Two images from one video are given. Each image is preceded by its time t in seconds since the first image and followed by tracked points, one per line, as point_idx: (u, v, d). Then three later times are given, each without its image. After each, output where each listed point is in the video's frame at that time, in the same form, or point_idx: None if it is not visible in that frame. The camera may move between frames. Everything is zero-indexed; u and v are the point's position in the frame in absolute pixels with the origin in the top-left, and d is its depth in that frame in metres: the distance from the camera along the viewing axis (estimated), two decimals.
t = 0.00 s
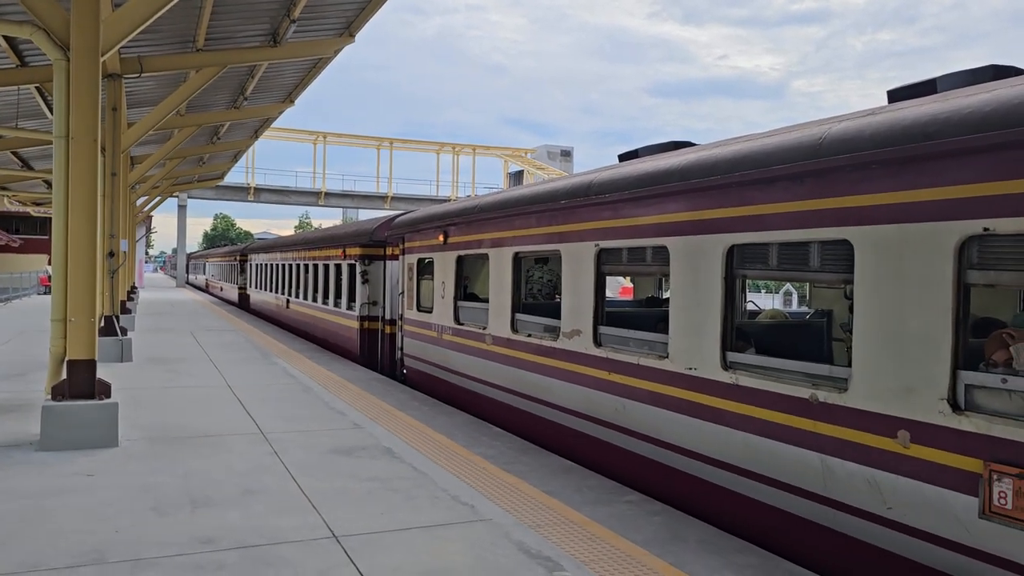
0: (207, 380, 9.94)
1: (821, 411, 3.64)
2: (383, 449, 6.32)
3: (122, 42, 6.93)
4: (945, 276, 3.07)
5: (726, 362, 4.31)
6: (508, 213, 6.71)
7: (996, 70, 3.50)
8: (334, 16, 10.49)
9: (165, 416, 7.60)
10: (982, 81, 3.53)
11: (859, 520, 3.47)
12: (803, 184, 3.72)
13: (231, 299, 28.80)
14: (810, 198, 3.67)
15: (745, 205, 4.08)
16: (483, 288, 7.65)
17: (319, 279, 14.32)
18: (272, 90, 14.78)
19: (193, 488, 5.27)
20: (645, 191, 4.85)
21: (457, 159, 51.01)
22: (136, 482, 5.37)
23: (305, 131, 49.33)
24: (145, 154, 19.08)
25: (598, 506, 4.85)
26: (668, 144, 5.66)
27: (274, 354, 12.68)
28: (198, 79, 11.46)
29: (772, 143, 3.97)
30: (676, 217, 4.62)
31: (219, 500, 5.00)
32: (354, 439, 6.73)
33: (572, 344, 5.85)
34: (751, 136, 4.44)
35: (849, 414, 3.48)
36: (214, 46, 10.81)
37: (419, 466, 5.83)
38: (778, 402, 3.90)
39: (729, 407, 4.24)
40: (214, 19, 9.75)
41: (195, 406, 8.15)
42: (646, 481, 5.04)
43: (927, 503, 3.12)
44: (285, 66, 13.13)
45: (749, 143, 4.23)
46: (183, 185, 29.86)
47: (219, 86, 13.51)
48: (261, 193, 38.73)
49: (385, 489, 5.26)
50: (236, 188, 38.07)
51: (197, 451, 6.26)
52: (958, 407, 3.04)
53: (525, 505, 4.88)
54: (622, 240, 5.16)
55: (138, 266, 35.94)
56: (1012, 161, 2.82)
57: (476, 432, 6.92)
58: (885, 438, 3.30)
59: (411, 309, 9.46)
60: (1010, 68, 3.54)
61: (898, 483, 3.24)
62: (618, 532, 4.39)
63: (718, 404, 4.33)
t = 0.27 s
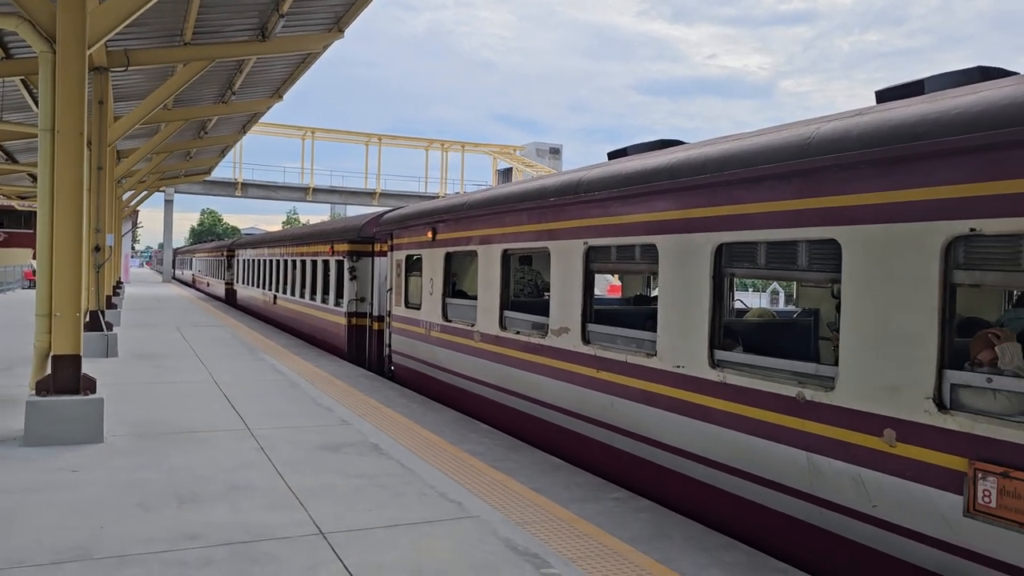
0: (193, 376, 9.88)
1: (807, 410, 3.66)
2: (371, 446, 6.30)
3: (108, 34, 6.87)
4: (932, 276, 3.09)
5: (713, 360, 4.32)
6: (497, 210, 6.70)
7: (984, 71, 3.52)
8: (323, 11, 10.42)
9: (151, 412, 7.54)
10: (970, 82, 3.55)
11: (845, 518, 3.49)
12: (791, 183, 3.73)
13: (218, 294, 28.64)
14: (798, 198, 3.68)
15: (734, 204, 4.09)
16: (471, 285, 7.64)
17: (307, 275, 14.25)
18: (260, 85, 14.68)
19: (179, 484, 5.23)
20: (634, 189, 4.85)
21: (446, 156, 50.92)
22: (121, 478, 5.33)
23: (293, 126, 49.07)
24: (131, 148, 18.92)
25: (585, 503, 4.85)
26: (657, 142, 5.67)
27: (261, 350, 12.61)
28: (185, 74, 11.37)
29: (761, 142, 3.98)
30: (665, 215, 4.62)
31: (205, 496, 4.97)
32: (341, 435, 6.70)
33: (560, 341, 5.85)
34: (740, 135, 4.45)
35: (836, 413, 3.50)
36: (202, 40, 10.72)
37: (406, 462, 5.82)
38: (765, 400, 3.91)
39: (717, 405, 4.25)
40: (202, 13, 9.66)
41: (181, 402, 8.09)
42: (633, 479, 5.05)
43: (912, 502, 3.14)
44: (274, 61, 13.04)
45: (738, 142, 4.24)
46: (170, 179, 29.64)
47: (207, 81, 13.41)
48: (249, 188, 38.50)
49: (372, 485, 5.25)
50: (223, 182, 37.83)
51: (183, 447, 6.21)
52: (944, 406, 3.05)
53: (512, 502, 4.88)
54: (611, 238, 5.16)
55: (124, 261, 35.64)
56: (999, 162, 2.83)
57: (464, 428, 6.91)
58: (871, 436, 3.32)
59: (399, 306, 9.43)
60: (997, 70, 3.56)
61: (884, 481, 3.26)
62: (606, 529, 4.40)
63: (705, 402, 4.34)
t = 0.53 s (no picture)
0: (173, 375, 9.77)
1: (788, 410, 3.67)
2: (352, 446, 6.25)
3: (88, 30, 6.78)
4: (912, 277, 3.11)
5: (695, 360, 4.33)
6: (480, 209, 6.68)
7: (963, 75, 3.55)
8: (306, 8, 10.35)
9: (129, 411, 7.44)
10: (950, 85, 3.58)
11: (825, 518, 3.50)
12: (773, 185, 3.74)
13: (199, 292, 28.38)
14: (781, 199, 3.70)
15: (716, 205, 4.10)
16: (454, 285, 7.61)
17: (289, 273, 14.14)
18: (242, 82, 14.55)
19: (158, 484, 5.16)
20: (617, 189, 4.85)
21: (429, 155, 50.80)
22: (98, 478, 5.25)
23: (275, 124, 48.71)
24: (111, 144, 18.69)
25: (567, 503, 4.84)
26: (641, 143, 5.67)
27: (242, 349, 12.49)
28: (166, 70, 11.24)
29: (743, 143, 3.99)
30: (648, 215, 4.63)
31: (185, 496, 4.91)
32: (323, 435, 6.65)
33: (543, 341, 5.84)
34: (723, 137, 4.46)
35: (817, 413, 3.52)
36: (184, 37, 10.60)
37: (387, 462, 5.78)
38: (746, 400, 3.92)
39: (698, 405, 4.25)
40: (183, 9, 9.56)
41: (160, 401, 7.99)
42: (615, 478, 5.05)
43: (891, 502, 3.16)
44: (257, 58, 12.93)
45: (720, 143, 4.25)
46: (150, 176, 29.32)
47: (188, 77, 13.26)
48: (230, 186, 38.16)
49: (354, 485, 5.21)
50: (204, 180, 37.48)
51: (162, 446, 6.14)
52: (923, 407, 3.08)
53: (494, 502, 4.86)
54: (594, 238, 5.16)
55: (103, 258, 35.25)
56: (978, 165, 2.86)
57: (446, 428, 6.88)
58: (851, 437, 3.34)
59: (382, 305, 9.38)
60: (977, 73, 3.59)
61: (863, 481, 3.28)
62: (588, 529, 4.39)
63: (687, 402, 4.34)
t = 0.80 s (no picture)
0: (149, 374, 9.64)
1: (766, 412, 3.69)
2: (331, 447, 6.20)
3: (63, 25, 6.66)
4: (889, 281, 3.13)
5: (675, 362, 4.34)
6: (461, 209, 6.65)
7: (940, 80, 3.58)
8: (287, 5, 10.26)
9: (104, 411, 7.33)
10: (927, 91, 3.61)
11: (801, 519, 3.52)
12: (753, 188, 3.75)
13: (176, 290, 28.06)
14: (760, 202, 3.71)
15: (696, 207, 4.11)
16: (434, 284, 7.58)
17: (268, 272, 14.02)
18: (222, 78, 14.40)
19: (133, 485, 5.09)
20: (598, 191, 4.85)
21: (410, 153, 50.64)
22: (71, 479, 5.16)
23: (255, 120, 48.28)
24: (87, 140, 18.42)
25: (546, 504, 4.84)
26: (622, 144, 5.68)
27: (220, 348, 12.37)
28: (144, 66, 11.09)
29: (724, 146, 4.00)
30: (629, 217, 4.63)
31: (161, 498, 4.84)
32: (301, 435, 6.59)
33: (523, 342, 5.83)
34: (703, 139, 4.48)
35: (794, 415, 3.53)
36: (162, 32, 10.46)
37: (366, 463, 5.75)
38: (725, 402, 3.93)
39: (678, 407, 4.26)
40: (162, 5, 9.42)
41: (136, 401, 7.89)
42: (594, 480, 5.05)
43: (867, 504, 3.18)
44: (236, 54, 12.79)
45: (701, 146, 4.26)
46: (127, 172, 28.94)
47: (166, 73, 13.09)
48: (209, 183, 37.77)
49: (333, 487, 5.17)
50: (183, 176, 37.07)
51: (137, 447, 6.05)
52: (899, 409, 3.10)
53: (474, 504, 4.84)
54: (575, 239, 5.15)
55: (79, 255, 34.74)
56: (956, 171, 2.88)
57: (425, 429, 6.85)
58: (829, 439, 3.36)
59: (362, 305, 9.32)
60: (953, 79, 3.63)
61: (840, 483, 3.30)
62: (567, 530, 4.39)
63: (666, 404, 4.35)
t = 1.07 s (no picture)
0: (129, 374, 9.54)
1: (748, 416, 3.70)
2: (312, 448, 6.16)
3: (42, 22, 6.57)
4: (870, 286, 3.15)
5: (658, 365, 4.35)
6: (445, 210, 6.63)
7: (920, 87, 3.61)
8: (271, 4, 10.19)
9: (82, 412, 7.24)
10: (907, 97, 3.64)
11: (782, 522, 3.54)
12: (735, 192, 3.77)
13: (157, 289, 27.80)
14: (743, 206, 3.72)
15: (679, 211, 4.12)
16: (418, 285, 7.56)
17: (250, 271, 13.91)
18: (204, 76, 14.28)
19: (111, 488, 5.02)
20: (582, 193, 4.85)
21: (395, 152, 50.49)
22: (48, 481, 5.09)
23: (239, 118, 47.93)
24: (67, 137, 18.20)
25: (528, 507, 4.83)
26: (606, 146, 5.69)
27: (201, 347, 12.26)
28: (125, 63, 10.97)
29: (707, 150, 4.01)
30: (612, 220, 4.63)
31: (139, 500, 4.78)
32: (282, 437, 6.54)
33: (506, 344, 5.82)
34: (687, 143, 4.49)
35: (775, 419, 3.55)
36: (143, 30, 10.35)
37: (348, 465, 5.71)
38: (707, 405, 3.95)
39: (660, 410, 4.27)
40: (144, 3, 9.33)
41: (115, 401, 7.79)
42: (576, 481, 5.05)
43: (846, 507, 3.20)
44: (219, 52, 12.70)
45: (684, 149, 4.27)
46: (108, 169, 28.63)
47: (148, 70, 12.95)
48: (191, 180, 37.46)
49: (314, 489, 5.13)
50: (165, 174, 36.73)
51: (116, 448, 5.98)
52: (878, 413, 3.12)
53: (456, 506, 4.82)
54: (559, 241, 5.15)
55: (58, 253, 34.32)
56: (935, 177, 2.91)
57: (407, 430, 6.82)
58: (809, 442, 3.38)
59: (345, 305, 9.27)
60: (933, 86, 3.66)
61: (820, 486, 3.32)
62: (549, 533, 4.38)
63: (649, 406, 4.36)
